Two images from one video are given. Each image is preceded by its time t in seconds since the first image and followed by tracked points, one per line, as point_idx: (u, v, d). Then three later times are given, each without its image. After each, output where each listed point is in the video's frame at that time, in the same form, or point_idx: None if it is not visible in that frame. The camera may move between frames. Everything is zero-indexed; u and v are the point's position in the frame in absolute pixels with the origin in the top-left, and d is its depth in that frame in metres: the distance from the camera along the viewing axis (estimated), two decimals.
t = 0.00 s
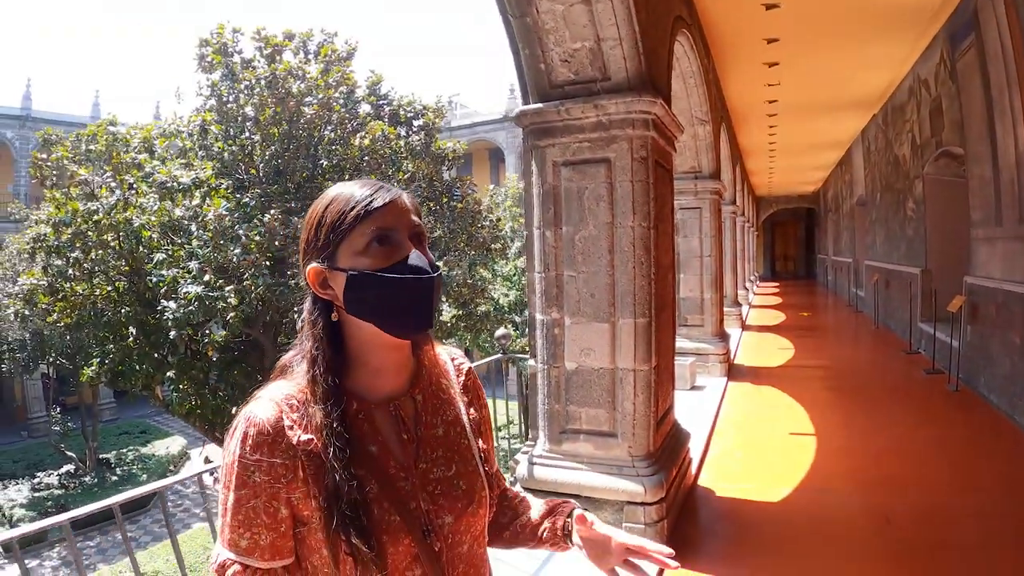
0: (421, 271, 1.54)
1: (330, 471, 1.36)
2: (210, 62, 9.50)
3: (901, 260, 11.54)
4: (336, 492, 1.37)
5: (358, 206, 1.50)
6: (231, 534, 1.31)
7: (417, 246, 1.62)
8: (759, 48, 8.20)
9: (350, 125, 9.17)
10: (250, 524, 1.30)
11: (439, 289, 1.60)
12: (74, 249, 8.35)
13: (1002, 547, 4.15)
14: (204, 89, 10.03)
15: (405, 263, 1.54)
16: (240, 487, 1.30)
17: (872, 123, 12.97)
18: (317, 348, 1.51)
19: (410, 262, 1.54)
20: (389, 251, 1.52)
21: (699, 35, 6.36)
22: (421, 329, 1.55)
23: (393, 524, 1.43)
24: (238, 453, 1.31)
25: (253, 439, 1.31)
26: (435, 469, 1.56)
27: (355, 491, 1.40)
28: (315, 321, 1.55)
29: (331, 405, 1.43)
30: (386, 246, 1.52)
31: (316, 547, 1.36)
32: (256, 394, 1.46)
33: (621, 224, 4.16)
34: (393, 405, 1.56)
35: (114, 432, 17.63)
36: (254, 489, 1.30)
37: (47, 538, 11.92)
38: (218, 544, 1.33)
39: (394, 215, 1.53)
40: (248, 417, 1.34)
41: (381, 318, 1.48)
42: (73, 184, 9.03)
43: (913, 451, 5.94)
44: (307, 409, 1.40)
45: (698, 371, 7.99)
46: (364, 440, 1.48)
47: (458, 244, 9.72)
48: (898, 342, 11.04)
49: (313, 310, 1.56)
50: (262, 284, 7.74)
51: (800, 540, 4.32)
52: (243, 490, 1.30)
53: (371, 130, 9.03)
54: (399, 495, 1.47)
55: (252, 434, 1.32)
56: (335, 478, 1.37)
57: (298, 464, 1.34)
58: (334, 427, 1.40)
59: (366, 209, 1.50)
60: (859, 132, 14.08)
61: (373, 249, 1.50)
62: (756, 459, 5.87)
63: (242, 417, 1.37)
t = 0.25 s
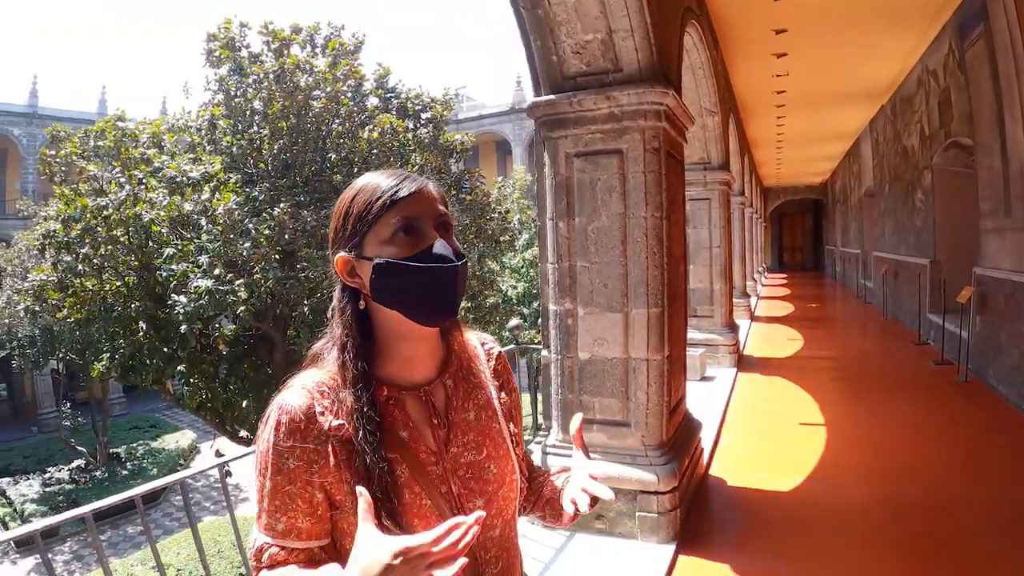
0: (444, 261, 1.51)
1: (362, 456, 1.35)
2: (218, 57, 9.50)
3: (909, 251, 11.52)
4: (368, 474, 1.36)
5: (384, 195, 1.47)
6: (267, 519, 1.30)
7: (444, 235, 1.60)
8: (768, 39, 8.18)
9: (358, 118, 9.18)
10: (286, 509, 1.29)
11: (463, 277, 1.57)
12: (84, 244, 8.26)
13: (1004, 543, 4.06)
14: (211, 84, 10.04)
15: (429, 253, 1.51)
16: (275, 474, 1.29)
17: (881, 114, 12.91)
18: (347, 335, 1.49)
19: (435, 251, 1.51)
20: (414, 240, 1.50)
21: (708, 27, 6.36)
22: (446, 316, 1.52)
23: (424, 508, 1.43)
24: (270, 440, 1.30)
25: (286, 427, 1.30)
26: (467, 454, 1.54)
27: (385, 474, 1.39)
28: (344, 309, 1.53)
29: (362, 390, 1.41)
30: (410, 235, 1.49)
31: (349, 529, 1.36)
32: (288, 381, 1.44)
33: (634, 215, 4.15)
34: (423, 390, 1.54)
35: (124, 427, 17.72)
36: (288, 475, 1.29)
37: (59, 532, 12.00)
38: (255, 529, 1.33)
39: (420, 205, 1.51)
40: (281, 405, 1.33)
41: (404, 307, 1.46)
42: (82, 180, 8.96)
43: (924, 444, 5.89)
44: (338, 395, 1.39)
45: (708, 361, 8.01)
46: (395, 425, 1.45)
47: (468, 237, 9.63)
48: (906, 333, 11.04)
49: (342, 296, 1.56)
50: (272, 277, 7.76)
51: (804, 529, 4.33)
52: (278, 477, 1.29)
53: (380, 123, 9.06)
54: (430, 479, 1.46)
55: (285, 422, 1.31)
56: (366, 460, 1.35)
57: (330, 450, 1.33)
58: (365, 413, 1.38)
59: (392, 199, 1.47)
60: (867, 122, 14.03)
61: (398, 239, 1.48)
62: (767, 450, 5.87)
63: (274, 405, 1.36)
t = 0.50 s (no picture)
0: (448, 258, 1.46)
1: (382, 441, 1.30)
2: (225, 52, 9.51)
3: (919, 243, 11.47)
4: (389, 458, 1.31)
5: (395, 191, 1.45)
6: (291, 512, 1.26)
7: (460, 231, 1.54)
8: (776, 31, 8.13)
9: (365, 112, 9.18)
10: (310, 499, 1.26)
11: (473, 271, 1.52)
12: (93, 241, 8.28)
13: (1012, 547, 3.89)
14: (219, 79, 10.05)
15: (437, 248, 1.46)
16: (297, 463, 1.26)
17: (889, 105, 12.83)
18: (366, 324, 1.46)
19: (444, 249, 1.46)
20: (424, 236, 1.46)
21: (716, 18, 6.34)
22: (460, 303, 1.48)
23: (445, 492, 1.38)
24: (291, 430, 1.26)
25: (307, 416, 1.27)
26: (485, 440, 1.50)
27: (406, 460, 1.33)
28: (361, 300, 1.50)
29: (380, 375, 1.38)
30: (419, 231, 1.46)
31: (372, 519, 1.31)
32: (306, 372, 1.41)
33: (644, 207, 4.13)
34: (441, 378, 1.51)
35: (134, 422, 17.82)
36: (310, 464, 1.26)
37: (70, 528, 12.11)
38: (276, 524, 1.28)
39: (431, 200, 1.47)
40: (300, 394, 1.29)
41: (414, 297, 1.43)
42: (90, 177, 8.92)
43: (946, 443, 5.71)
44: (357, 381, 1.36)
45: (717, 354, 8.02)
46: (413, 411, 1.41)
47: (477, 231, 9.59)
48: (916, 325, 11.00)
49: (358, 287, 1.52)
50: (281, 272, 7.80)
51: (814, 524, 4.27)
52: (300, 467, 1.26)
53: (388, 117, 9.04)
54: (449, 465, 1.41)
55: (305, 411, 1.27)
56: (386, 444, 1.31)
57: (352, 436, 1.29)
58: (384, 397, 1.35)
59: (401, 195, 1.44)
60: (876, 114, 13.94)
61: (408, 234, 1.45)
62: (778, 443, 5.86)
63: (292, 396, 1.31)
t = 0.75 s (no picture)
0: (464, 240, 1.39)
1: (402, 431, 1.23)
2: (231, 48, 9.50)
3: (928, 236, 11.39)
4: (409, 447, 1.24)
5: (409, 176, 1.39)
6: (300, 501, 1.18)
7: (476, 216, 1.48)
8: (783, 22, 8.07)
9: (373, 106, 9.16)
10: (321, 489, 1.18)
11: (491, 256, 1.45)
12: (101, 237, 8.31)
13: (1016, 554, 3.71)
14: (225, 74, 10.04)
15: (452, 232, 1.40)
16: (310, 453, 1.18)
17: (898, 97, 12.73)
18: (384, 312, 1.38)
19: (461, 232, 1.40)
20: (439, 220, 1.40)
21: (725, 8, 6.29)
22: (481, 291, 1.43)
23: (466, 486, 1.30)
24: (308, 419, 1.18)
25: (323, 406, 1.18)
26: (504, 430, 1.43)
27: (425, 449, 1.26)
28: (378, 288, 1.43)
29: (398, 363, 1.30)
30: (434, 216, 1.40)
31: (389, 510, 1.24)
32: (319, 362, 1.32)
33: (654, 198, 4.10)
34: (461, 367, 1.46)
35: (143, 417, 17.92)
36: (324, 454, 1.18)
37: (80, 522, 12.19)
38: (283, 511, 1.21)
39: (446, 183, 1.41)
40: (315, 382, 1.21)
41: (432, 284, 1.37)
42: (98, 173, 8.95)
43: (972, 444, 5.48)
44: (375, 369, 1.27)
45: (726, 347, 8.00)
46: (433, 400, 1.36)
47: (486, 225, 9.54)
48: (925, 319, 10.94)
49: (375, 276, 1.45)
50: (289, 267, 7.80)
51: (826, 519, 4.22)
52: (313, 457, 1.18)
53: (395, 111, 9.01)
54: (469, 455, 1.34)
55: (321, 400, 1.18)
56: (405, 432, 1.23)
57: (370, 426, 1.21)
58: (404, 386, 1.27)
59: (415, 179, 1.38)
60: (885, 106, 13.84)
61: (424, 219, 1.39)
62: (789, 436, 5.81)
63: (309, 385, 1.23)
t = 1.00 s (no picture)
0: (443, 237, 1.30)
1: (400, 433, 1.19)
2: (234, 45, 9.47)
3: (934, 232, 11.31)
4: (406, 449, 1.20)
5: (393, 171, 1.35)
6: (294, 506, 1.13)
7: (468, 211, 1.40)
8: (788, 17, 8.00)
9: (376, 103, 9.13)
10: (317, 494, 1.13)
11: (481, 252, 1.36)
12: (105, 235, 8.29)
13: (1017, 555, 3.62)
14: (228, 72, 10.01)
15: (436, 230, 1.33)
16: (305, 457, 1.13)
17: (903, 91, 12.64)
18: (381, 311, 1.34)
19: (444, 229, 1.32)
20: (422, 217, 1.34)
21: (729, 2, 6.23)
22: (478, 287, 1.37)
23: (466, 491, 1.26)
24: (302, 423, 1.13)
25: (318, 408, 1.13)
26: (505, 433, 1.39)
27: (423, 452, 1.22)
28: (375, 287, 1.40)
29: (396, 363, 1.27)
30: (415, 212, 1.34)
31: (386, 516, 1.18)
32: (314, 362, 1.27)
33: (659, 193, 4.05)
34: (460, 368, 1.41)
35: (148, 415, 17.93)
36: (319, 458, 1.13)
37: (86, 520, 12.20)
38: (277, 517, 1.15)
39: (430, 178, 1.35)
40: (310, 384, 1.16)
41: (425, 281, 1.30)
42: (101, 171, 8.94)
43: (977, 441, 5.43)
44: (372, 370, 1.23)
45: (731, 343, 7.96)
46: (431, 403, 1.31)
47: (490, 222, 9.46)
48: (931, 315, 10.87)
49: (372, 273, 1.41)
50: (292, 264, 7.77)
51: (831, 516, 4.19)
52: (308, 462, 1.13)
53: (398, 108, 8.98)
54: (468, 459, 1.30)
55: (316, 403, 1.14)
56: (403, 434, 1.19)
57: (368, 430, 1.16)
58: (402, 388, 1.23)
59: (398, 174, 1.34)
60: (890, 101, 13.74)
61: (406, 217, 1.34)
62: (795, 434, 5.76)
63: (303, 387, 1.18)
